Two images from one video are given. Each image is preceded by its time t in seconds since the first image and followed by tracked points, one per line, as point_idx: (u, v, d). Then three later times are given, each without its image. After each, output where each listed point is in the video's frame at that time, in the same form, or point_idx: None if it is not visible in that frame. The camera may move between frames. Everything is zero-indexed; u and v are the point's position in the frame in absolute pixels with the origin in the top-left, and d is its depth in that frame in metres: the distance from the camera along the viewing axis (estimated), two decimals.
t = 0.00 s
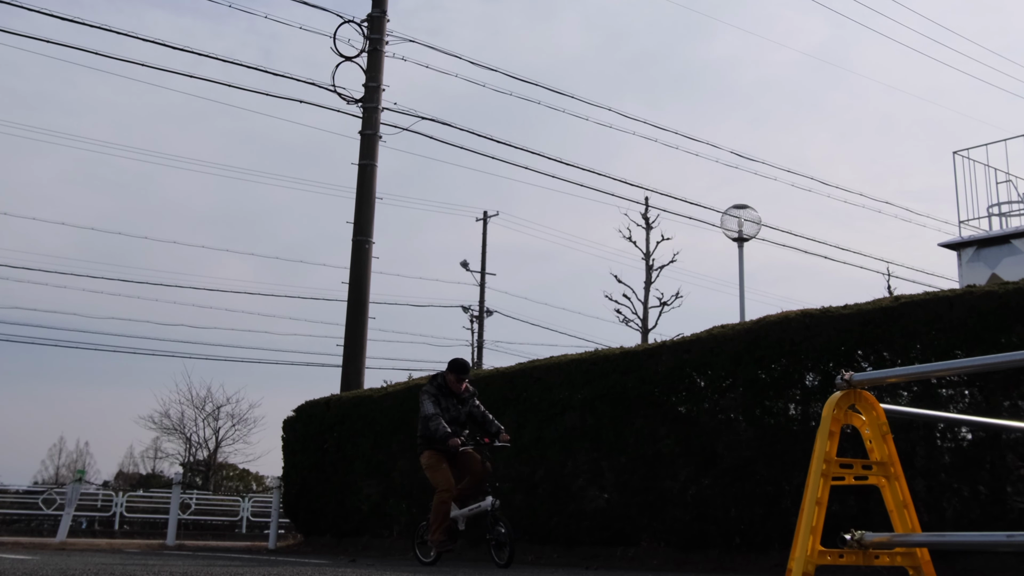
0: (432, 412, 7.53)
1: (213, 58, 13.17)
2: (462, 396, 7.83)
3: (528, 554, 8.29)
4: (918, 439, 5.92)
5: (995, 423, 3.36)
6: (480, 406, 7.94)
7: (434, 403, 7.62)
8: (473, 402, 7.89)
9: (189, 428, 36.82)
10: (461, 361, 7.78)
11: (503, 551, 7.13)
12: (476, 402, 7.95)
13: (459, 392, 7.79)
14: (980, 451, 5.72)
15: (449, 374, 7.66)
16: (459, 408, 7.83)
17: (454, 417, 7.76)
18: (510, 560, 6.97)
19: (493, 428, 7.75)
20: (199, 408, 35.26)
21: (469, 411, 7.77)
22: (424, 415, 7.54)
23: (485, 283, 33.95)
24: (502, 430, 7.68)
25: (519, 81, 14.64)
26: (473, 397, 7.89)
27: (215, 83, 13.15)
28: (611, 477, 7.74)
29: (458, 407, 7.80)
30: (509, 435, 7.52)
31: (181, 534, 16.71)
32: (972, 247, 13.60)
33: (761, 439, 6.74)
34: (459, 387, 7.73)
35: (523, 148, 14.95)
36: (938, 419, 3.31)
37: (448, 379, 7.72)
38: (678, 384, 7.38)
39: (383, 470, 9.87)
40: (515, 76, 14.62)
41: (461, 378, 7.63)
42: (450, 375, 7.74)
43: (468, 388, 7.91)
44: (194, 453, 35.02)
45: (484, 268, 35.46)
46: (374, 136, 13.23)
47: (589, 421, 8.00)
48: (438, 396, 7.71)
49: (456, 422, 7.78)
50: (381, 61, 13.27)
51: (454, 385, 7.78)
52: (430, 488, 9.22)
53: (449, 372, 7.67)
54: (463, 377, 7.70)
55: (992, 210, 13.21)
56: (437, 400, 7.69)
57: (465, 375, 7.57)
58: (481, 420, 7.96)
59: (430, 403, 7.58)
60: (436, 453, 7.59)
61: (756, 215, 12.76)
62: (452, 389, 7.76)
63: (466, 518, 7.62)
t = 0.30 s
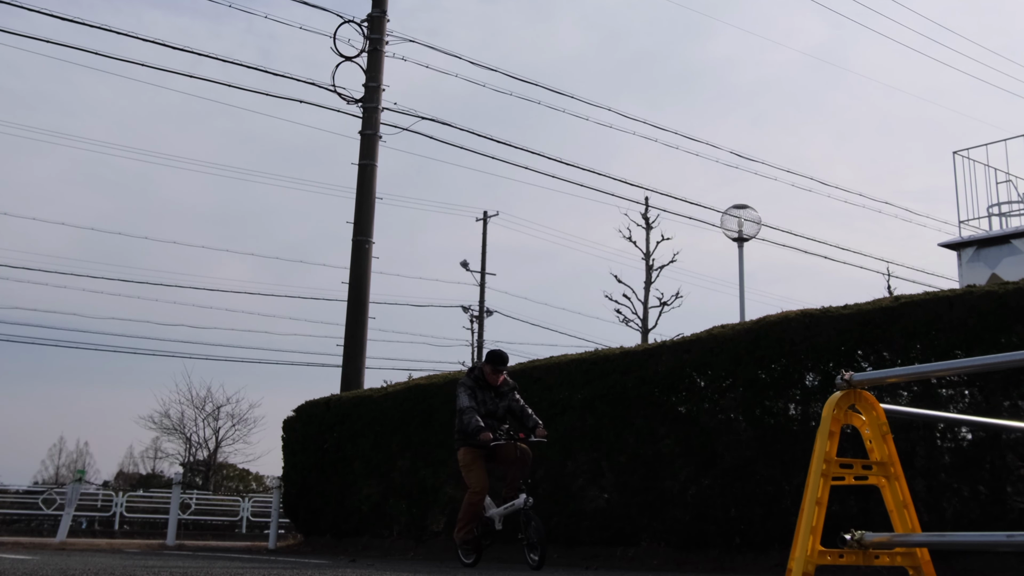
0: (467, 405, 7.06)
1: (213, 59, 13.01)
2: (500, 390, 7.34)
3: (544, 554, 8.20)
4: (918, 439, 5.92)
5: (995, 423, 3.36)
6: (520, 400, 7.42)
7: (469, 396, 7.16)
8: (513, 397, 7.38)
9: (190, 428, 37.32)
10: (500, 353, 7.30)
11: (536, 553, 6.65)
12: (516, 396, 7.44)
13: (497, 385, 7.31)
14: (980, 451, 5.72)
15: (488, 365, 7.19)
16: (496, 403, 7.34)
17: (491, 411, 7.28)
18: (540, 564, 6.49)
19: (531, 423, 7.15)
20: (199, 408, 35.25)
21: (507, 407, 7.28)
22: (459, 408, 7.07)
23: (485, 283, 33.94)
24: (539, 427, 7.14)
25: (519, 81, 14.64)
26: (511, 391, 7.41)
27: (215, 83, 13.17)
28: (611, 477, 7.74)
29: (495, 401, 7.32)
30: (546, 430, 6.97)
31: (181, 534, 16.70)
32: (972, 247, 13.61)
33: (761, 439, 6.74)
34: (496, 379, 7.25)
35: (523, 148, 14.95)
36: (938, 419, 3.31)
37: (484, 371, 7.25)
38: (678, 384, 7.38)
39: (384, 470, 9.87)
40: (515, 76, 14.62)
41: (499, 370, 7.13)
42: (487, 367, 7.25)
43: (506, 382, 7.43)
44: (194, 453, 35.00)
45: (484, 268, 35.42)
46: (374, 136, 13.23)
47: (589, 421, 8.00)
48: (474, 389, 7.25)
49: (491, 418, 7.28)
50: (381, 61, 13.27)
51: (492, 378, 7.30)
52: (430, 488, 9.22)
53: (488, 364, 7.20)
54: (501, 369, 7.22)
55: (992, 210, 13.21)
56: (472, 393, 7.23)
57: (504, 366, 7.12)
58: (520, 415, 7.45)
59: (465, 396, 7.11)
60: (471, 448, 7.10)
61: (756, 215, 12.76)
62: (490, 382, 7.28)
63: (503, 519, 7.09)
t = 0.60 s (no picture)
0: (495, 399, 6.76)
1: (213, 58, 13.10)
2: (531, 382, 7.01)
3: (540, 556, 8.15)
4: (918, 439, 5.92)
5: (994, 423, 3.37)
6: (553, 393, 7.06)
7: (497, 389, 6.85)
8: (545, 389, 7.03)
9: (190, 427, 37.94)
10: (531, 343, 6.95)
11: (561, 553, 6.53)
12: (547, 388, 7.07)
13: (528, 377, 6.98)
14: (980, 451, 5.72)
15: (516, 357, 6.86)
16: (527, 396, 7.01)
17: (520, 406, 6.94)
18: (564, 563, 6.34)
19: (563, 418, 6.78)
20: (199, 408, 35.24)
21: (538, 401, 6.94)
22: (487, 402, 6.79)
23: (485, 283, 33.94)
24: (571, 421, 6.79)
25: (520, 82, 14.63)
26: (543, 384, 7.04)
27: (214, 83, 13.18)
28: (611, 477, 7.74)
29: (526, 395, 6.99)
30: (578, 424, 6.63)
31: (181, 534, 16.70)
32: (972, 247, 13.61)
33: (761, 439, 6.75)
34: (526, 371, 6.91)
35: (523, 148, 14.95)
36: (938, 419, 3.31)
37: (513, 363, 6.93)
38: (678, 383, 7.39)
39: (384, 470, 9.87)
40: (516, 77, 14.63)
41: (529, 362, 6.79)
42: (516, 358, 6.92)
43: (538, 374, 7.08)
44: (194, 453, 34.99)
45: (484, 268, 35.34)
46: (374, 136, 13.22)
47: (589, 421, 8.00)
48: (504, 383, 6.92)
49: (521, 412, 6.96)
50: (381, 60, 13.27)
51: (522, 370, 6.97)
52: (430, 488, 9.22)
53: (517, 355, 6.87)
54: (531, 361, 6.87)
55: (992, 210, 13.20)
56: (502, 386, 6.90)
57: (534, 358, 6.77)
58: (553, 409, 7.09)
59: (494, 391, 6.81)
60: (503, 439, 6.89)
61: (756, 215, 12.76)
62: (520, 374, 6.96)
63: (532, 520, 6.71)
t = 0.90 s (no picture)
0: (519, 390, 6.58)
1: (213, 58, 13.21)
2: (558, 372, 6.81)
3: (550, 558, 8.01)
4: (918, 439, 5.93)
5: (995, 423, 3.37)
6: (581, 384, 6.83)
7: (522, 380, 6.67)
8: (573, 380, 6.82)
9: (190, 428, 38.67)
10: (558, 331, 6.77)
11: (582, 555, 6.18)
12: (576, 379, 6.85)
13: (555, 366, 6.79)
14: (980, 451, 5.72)
15: (541, 345, 6.68)
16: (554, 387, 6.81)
17: (547, 397, 6.74)
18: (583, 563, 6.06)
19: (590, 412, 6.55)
20: (199, 407, 35.23)
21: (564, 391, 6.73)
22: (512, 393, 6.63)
23: (485, 283, 33.93)
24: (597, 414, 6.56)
25: (519, 81, 14.63)
26: (571, 374, 6.82)
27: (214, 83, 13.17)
28: (611, 477, 7.74)
29: (553, 385, 6.78)
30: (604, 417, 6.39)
31: (181, 534, 16.70)
32: (972, 247, 13.61)
33: (761, 439, 6.75)
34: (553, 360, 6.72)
35: (523, 148, 14.94)
36: (938, 419, 3.31)
37: (539, 353, 6.74)
38: (678, 383, 7.39)
39: (384, 470, 9.87)
40: (516, 77, 14.62)
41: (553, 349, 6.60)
42: (542, 347, 6.74)
43: (566, 364, 6.87)
44: (194, 453, 34.99)
45: (483, 268, 35.31)
46: (374, 136, 13.23)
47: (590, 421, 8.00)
48: (530, 373, 6.74)
49: (548, 404, 6.76)
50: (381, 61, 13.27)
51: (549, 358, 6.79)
52: (430, 487, 9.22)
53: (542, 343, 6.69)
54: (556, 350, 6.68)
55: (992, 210, 13.19)
56: (527, 377, 6.73)
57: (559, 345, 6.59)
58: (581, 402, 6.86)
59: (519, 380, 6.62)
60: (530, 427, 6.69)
61: (756, 215, 12.75)
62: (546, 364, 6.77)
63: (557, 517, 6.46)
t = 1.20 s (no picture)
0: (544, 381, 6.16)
1: (213, 59, 12.86)
2: (584, 362, 6.39)
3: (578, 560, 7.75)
4: (918, 439, 5.93)
5: (995, 423, 3.36)
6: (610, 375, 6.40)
7: (547, 370, 6.25)
8: (601, 371, 6.39)
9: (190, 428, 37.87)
10: (583, 319, 6.36)
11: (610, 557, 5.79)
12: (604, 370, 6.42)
13: (581, 356, 6.37)
14: (980, 451, 5.72)
15: (566, 333, 6.28)
16: (581, 378, 6.39)
17: (573, 390, 6.32)
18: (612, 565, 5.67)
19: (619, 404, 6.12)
20: (199, 408, 35.22)
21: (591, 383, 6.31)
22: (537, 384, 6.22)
23: (485, 283, 33.93)
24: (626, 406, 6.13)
25: (519, 81, 14.60)
26: (599, 365, 6.40)
27: (214, 82, 13.15)
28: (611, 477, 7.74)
29: (580, 376, 6.35)
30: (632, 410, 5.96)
31: (181, 534, 16.70)
32: (972, 247, 13.61)
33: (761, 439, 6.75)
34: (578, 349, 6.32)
35: (523, 148, 14.93)
36: (938, 419, 3.31)
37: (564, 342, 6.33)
38: (678, 383, 7.39)
39: (385, 470, 9.86)
40: (516, 76, 14.59)
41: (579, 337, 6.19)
42: (567, 336, 6.34)
43: (593, 354, 6.45)
44: (194, 453, 34.98)
45: (483, 268, 35.17)
46: (374, 136, 13.22)
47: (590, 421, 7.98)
48: (554, 364, 6.32)
49: (574, 397, 6.33)
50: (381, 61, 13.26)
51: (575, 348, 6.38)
52: (430, 488, 9.22)
53: (567, 331, 6.29)
54: (582, 339, 6.27)
55: (991, 211, 13.18)
56: (552, 368, 6.31)
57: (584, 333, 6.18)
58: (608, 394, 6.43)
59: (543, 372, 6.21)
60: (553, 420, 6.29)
61: (756, 215, 12.75)
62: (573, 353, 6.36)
63: (583, 517, 6.07)
